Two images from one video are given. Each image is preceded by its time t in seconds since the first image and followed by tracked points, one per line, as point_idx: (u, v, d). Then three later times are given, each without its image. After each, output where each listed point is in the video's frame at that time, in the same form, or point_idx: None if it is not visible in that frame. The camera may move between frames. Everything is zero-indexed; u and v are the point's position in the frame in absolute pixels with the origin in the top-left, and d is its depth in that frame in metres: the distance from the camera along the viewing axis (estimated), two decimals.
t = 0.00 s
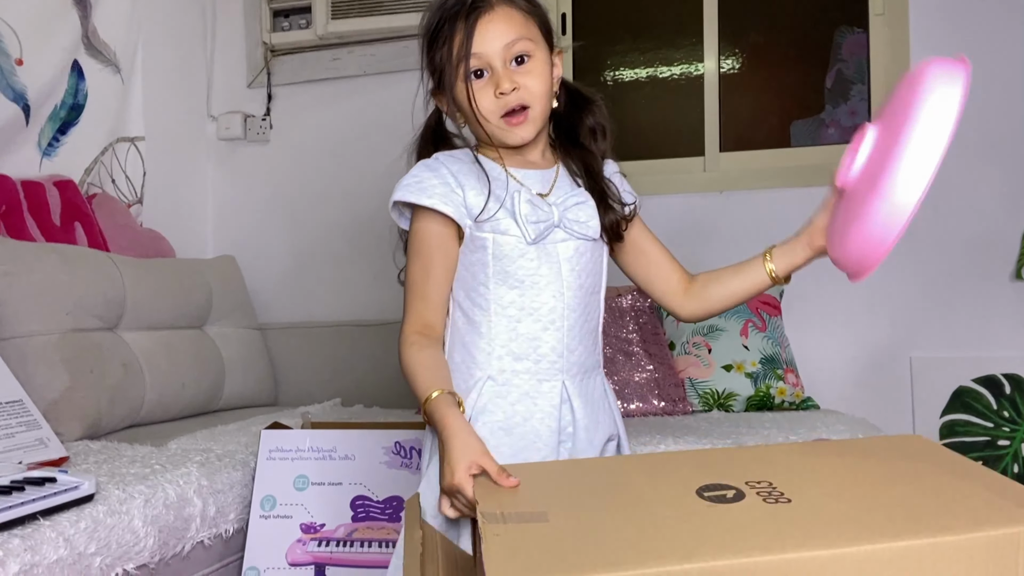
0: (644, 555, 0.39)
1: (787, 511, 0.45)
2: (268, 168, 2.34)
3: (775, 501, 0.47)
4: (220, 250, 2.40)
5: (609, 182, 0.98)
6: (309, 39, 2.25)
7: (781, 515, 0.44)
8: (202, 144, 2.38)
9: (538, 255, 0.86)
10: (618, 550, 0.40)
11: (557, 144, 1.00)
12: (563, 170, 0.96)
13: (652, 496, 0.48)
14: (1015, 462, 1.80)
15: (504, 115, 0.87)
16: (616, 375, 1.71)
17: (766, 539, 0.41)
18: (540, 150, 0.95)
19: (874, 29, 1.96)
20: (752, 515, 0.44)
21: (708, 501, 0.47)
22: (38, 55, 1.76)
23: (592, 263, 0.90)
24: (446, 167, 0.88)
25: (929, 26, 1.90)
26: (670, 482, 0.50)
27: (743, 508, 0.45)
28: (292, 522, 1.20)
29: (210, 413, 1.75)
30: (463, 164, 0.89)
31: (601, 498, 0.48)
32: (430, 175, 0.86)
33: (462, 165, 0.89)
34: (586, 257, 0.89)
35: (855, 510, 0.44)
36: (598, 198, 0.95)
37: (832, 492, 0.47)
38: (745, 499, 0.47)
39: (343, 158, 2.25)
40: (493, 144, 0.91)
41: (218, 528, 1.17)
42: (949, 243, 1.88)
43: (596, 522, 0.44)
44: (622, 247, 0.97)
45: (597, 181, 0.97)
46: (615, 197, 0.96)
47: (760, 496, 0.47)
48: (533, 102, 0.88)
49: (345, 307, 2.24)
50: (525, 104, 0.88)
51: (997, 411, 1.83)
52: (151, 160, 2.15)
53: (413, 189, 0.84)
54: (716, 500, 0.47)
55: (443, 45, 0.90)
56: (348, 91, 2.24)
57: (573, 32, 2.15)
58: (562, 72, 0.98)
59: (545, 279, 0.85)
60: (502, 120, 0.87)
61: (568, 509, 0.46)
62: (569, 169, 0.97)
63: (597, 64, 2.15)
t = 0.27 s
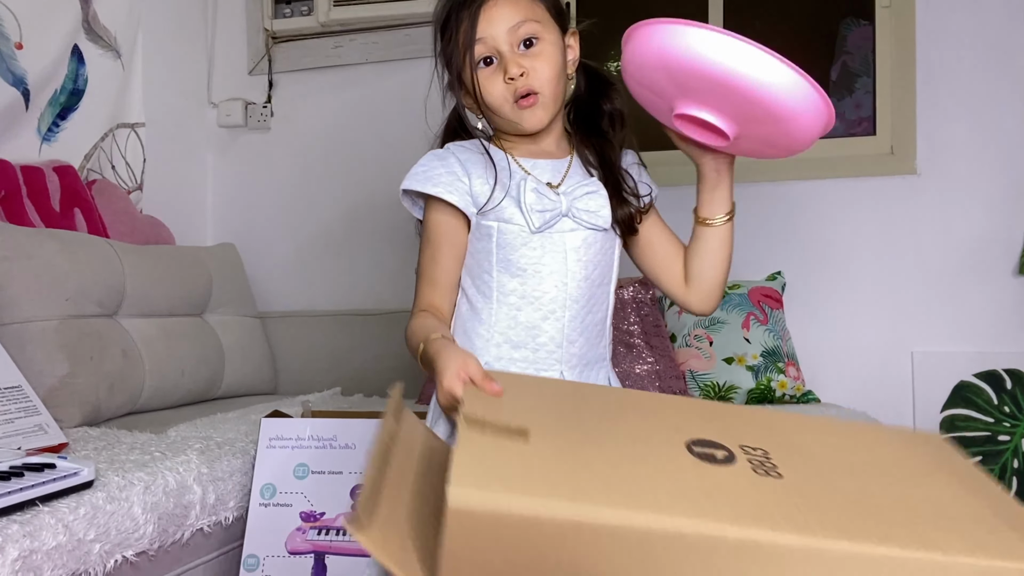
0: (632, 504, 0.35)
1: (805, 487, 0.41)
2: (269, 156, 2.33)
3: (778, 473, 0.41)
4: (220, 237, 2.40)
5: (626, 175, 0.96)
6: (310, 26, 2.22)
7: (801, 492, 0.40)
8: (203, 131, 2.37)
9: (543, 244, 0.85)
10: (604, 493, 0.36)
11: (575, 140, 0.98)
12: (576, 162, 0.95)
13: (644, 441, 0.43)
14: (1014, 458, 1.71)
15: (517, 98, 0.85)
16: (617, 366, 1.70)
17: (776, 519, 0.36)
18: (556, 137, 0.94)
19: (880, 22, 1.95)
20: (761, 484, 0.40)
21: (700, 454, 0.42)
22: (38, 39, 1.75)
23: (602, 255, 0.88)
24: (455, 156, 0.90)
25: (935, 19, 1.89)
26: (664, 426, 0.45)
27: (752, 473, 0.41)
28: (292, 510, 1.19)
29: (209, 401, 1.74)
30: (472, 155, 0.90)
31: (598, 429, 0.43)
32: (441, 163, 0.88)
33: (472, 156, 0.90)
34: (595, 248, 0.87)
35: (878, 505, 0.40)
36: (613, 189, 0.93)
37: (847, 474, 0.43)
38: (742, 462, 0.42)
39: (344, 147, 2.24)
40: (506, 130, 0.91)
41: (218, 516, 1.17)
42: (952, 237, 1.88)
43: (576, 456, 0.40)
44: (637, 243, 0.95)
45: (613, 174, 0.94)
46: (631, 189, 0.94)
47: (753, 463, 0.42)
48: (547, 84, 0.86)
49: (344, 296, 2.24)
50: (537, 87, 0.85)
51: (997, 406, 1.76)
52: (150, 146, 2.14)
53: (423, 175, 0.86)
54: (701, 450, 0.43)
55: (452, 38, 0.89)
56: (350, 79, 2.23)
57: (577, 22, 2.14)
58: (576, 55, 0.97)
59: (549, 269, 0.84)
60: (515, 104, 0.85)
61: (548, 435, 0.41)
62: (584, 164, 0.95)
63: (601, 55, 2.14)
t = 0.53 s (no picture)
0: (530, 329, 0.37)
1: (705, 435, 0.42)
2: (270, 146, 2.32)
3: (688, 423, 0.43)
4: (221, 227, 2.39)
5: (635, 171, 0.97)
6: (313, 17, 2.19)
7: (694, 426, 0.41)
8: (205, 120, 2.36)
9: (545, 234, 0.83)
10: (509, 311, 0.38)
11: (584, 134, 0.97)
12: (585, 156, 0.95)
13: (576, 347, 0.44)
14: (1015, 456, 1.80)
15: (530, 93, 0.85)
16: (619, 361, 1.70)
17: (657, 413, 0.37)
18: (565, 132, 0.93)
19: (887, 18, 1.94)
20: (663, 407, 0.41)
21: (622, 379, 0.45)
22: (39, 26, 1.74)
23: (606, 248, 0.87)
24: (464, 140, 0.89)
25: (941, 16, 1.88)
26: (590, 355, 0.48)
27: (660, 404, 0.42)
28: (293, 501, 1.20)
29: (209, 391, 1.74)
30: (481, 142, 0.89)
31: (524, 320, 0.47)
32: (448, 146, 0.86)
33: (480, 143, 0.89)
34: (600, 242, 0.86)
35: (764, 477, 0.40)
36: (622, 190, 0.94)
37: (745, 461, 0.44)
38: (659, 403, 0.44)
39: (346, 137, 2.23)
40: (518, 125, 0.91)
41: (218, 507, 1.17)
42: (956, 236, 1.87)
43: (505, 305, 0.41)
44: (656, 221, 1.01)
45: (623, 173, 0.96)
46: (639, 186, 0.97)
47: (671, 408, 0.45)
48: (560, 78, 0.86)
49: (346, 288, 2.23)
50: (550, 81, 0.85)
51: (999, 406, 1.82)
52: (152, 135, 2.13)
53: (429, 157, 0.85)
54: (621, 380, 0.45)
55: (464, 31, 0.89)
56: (352, 70, 2.22)
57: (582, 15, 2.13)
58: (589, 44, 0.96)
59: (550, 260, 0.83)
60: (528, 99, 0.85)
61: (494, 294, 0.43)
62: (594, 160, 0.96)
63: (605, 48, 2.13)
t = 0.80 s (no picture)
0: (389, 294, 0.49)
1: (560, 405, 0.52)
2: (272, 141, 2.31)
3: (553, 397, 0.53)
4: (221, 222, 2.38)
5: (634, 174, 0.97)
6: (314, 11, 2.20)
7: (542, 394, 0.51)
8: (206, 114, 2.35)
9: (537, 227, 0.87)
10: (384, 283, 0.50)
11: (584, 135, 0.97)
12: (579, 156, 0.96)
13: (471, 328, 0.55)
14: (1015, 456, 1.79)
15: (534, 89, 0.85)
16: (619, 359, 1.72)
17: (486, 368, 0.48)
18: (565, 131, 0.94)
19: (891, 16, 1.93)
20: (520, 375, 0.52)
21: (509, 357, 0.55)
22: (41, 19, 1.73)
23: (598, 241, 0.91)
24: (457, 136, 0.90)
25: (946, 15, 1.87)
26: (497, 340, 0.58)
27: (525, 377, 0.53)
28: (294, 496, 1.19)
29: (209, 386, 1.73)
30: (475, 136, 0.91)
31: (444, 300, 0.58)
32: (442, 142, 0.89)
33: (474, 137, 0.91)
34: (592, 235, 0.90)
35: (589, 437, 0.50)
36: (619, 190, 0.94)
37: (599, 432, 0.53)
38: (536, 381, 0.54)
39: (348, 133, 2.23)
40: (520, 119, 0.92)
41: (219, 502, 1.17)
42: (958, 236, 1.87)
43: (403, 285, 0.53)
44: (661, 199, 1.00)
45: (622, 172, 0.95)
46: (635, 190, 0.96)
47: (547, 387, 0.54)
48: (569, 79, 0.86)
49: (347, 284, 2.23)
50: (557, 80, 0.86)
51: (999, 406, 1.83)
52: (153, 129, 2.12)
53: (423, 152, 0.87)
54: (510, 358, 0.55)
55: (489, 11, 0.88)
56: (355, 65, 2.21)
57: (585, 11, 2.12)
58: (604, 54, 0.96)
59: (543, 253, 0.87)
60: (531, 95, 0.86)
61: (407, 282, 0.54)
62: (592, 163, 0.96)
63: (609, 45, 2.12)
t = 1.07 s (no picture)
0: (372, 310, 0.54)
1: (537, 409, 0.57)
2: (273, 140, 2.32)
3: (532, 401, 0.58)
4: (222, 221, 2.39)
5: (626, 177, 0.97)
6: (315, 11, 2.20)
7: (518, 398, 0.56)
8: (206, 114, 2.35)
9: (523, 223, 0.92)
10: (368, 301, 0.55)
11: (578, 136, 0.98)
12: (566, 155, 0.97)
13: (456, 339, 0.61)
14: (1015, 457, 1.81)
15: (539, 112, 0.91)
16: (619, 359, 1.72)
17: (461, 375, 0.53)
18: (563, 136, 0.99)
19: (891, 17, 1.93)
20: (499, 381, 0.57)
21: (492, 363, 0.60)
22: (41, 18, 1.73)
23: (587, 236, 0.94)
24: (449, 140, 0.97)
25: (946, 16, 1.87)
26: (483, 347, 0.63)
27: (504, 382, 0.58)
28: (294, 496, 1.19)
29: (209, 386, 1.73)
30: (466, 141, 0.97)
31: (429, 310, 0.63)
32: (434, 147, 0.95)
33: (465, 141, 0.97)
34: (580, 230, 0.93)
35: (562, 437, 0.54)
36: (609, 187, 0.94)
37: (578, 432, 0.58)
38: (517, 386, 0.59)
39: (348, 133, 2.24)
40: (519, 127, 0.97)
41: (219, 501, 1.17)
42: (957, 237, 1.87)
43: (389, 302, 0.59)
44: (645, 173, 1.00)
45: (615, 167, 0.95)
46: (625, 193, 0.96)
47: (527, 392, 0.59)
48: (577, 107, 0.91)
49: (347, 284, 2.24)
50: (563, 108, 0.91)
51: (999, 406, 1.83)
52: (153, 129, 2.12)
53: (416, 158, 0.94)
54: (494, 365, 0.61)
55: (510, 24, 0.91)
56: (355, 65, 2.21)
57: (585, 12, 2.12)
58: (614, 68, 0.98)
59: (530, 249, 0.92)
60: (535, 117, 0.91)
61: (395, 299, 0.60)
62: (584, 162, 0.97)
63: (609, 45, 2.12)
